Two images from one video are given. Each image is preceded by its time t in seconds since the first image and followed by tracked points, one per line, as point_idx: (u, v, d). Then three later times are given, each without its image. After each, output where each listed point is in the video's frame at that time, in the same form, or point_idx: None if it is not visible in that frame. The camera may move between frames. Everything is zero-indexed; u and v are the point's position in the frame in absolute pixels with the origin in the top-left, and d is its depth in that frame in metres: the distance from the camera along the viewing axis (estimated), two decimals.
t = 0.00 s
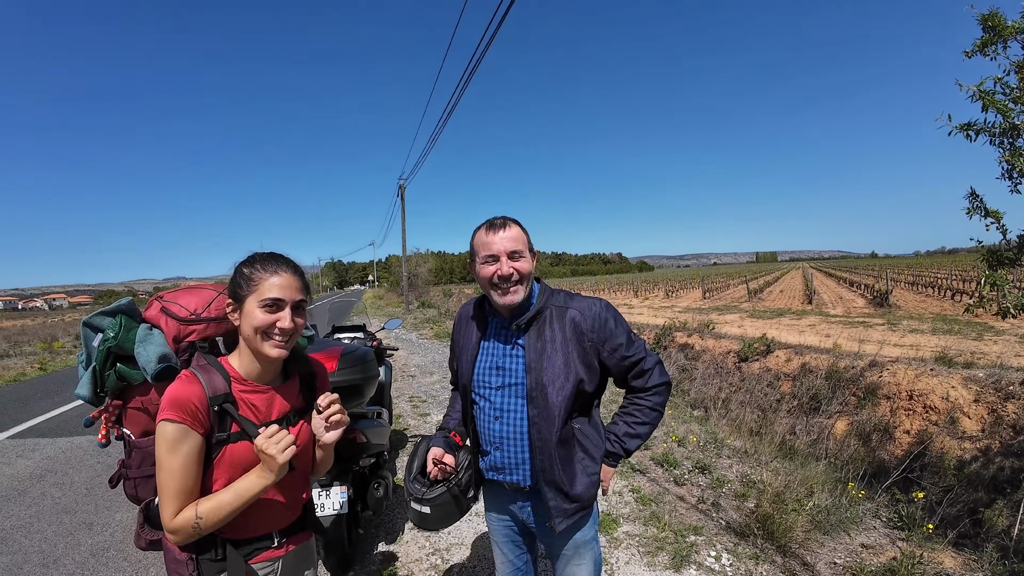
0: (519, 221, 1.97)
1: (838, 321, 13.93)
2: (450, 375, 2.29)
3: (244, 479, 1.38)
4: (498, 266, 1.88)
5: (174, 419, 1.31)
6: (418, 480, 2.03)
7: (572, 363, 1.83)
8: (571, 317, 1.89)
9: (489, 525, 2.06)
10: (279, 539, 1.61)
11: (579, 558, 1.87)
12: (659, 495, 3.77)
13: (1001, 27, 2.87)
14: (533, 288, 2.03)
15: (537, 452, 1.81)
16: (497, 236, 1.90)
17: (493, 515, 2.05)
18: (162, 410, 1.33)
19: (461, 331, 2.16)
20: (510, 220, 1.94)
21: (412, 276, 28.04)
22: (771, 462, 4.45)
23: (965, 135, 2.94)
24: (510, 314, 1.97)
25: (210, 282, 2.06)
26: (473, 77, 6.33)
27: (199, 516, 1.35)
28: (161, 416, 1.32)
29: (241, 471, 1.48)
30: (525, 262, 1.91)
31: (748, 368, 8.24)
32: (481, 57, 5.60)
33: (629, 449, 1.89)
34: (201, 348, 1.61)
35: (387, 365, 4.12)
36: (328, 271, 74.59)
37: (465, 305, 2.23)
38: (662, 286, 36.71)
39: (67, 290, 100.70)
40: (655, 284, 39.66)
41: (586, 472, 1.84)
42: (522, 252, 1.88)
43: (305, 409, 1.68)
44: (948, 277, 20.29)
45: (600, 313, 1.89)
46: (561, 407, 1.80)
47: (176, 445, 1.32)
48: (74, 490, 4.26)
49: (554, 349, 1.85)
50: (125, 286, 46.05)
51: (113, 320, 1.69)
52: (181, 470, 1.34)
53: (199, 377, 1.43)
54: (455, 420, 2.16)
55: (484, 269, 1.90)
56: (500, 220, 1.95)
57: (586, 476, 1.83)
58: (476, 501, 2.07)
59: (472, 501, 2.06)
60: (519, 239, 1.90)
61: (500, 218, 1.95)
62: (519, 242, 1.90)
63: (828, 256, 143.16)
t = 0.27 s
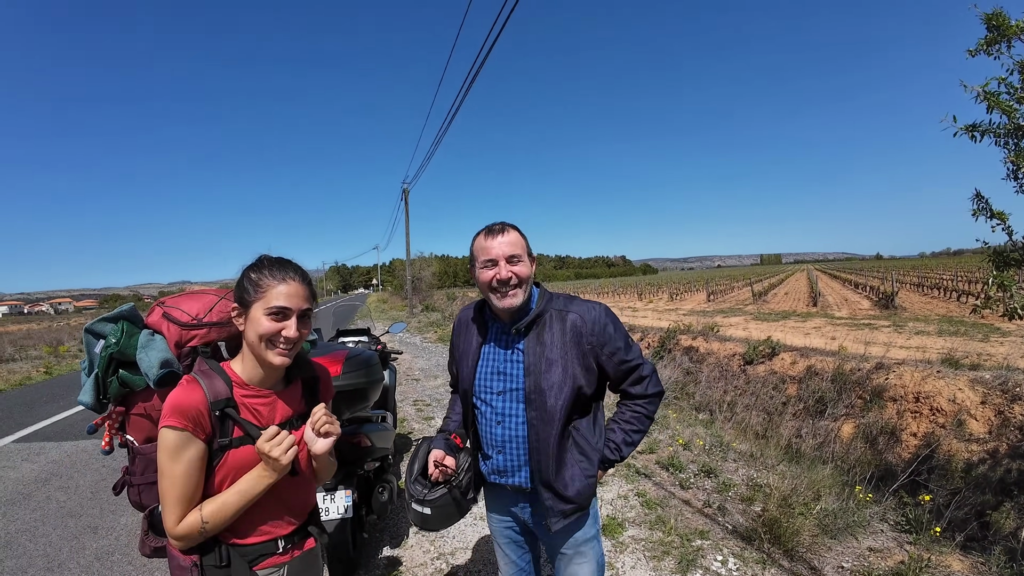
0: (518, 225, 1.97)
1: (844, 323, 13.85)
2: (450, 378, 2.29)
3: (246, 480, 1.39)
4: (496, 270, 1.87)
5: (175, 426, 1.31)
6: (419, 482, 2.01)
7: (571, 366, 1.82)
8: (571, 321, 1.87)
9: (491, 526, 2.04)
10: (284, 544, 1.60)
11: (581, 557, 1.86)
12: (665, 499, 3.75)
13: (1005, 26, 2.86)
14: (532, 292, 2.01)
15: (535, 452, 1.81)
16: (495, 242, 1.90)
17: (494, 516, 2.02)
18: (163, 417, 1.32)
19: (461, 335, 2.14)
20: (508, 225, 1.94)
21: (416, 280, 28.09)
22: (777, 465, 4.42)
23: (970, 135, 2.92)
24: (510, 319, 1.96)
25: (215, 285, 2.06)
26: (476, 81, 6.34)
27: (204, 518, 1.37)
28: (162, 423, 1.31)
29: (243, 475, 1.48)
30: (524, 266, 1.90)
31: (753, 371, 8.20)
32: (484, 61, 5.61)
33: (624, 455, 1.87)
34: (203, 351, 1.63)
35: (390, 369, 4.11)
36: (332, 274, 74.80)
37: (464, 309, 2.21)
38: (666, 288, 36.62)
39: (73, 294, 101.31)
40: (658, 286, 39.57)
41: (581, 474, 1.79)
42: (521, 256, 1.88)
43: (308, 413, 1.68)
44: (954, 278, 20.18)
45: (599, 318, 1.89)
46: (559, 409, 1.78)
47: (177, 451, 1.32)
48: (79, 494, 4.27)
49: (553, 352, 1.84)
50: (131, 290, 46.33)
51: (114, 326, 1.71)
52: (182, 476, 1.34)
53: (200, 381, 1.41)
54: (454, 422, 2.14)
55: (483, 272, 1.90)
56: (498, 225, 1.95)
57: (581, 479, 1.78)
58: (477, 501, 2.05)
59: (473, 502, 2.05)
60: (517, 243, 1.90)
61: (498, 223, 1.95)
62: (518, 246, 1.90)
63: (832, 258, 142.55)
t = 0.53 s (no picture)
0: (521, 231, 1.97)
1: (848, 326, 13.81)
2: (456, 385, 2.30)
3: (245, 488, 1.39)
4: (501, 278, 1.87)
5: (174, 435, 1.31)
6: (426, 490, 2.00)
7: (581, 374, 1.81)
8: (578, 327, 1.86)
9: (497, 533, 2.02)
10: (284, 549, 1.60)
11: (591, 559, 1.86)
12: (668, 503, 3.73)
13: (1006, 28, 2.85)
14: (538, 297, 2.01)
15: (549, 461, 1.78)
16: (499, 248, 1.90)
17: (501, 522, 2.01)
18: (162, 426, 1.32)
19: (465, 341, 2.14)
20: (511, 231, 1.93)
21: (418, 283, 28.12)
22: (782, 469, 4.39)
23: (972, 137, 2.91)
24: (517, 326, 1.94)
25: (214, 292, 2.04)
26: (478, 85, 6.35)
27: (202, 528, 1.36)
28: (161, 432, 1.31)
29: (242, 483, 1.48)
30: (529, 272, 1.90)
31: (757, 374, 8.17)
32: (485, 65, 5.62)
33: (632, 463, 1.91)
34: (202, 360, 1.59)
35: (393, 373, 4.11)
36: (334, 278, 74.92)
37: (467, 317, 2.21)
38: (669, 291, 36.57)
39: (77, 298, 101.71)
40: (661, 289, 39.51)
41: (597, 480, 1.80)
42: (525, 262, 1.88)
43: (306, 419, 1.68)
44: (958, 280, 20.10)
45: (607, 325, 1.89)
46: (570, 416, 1.78)
47: (176, 460, 1.31)
48: (83, 498, 4.28)
49: (563, 360, 1.83)
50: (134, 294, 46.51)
51: (113, 332, 1.68)
52: (181, 485, 1.34)
53: (199, 390, 1.41)
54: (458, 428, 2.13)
55: (489, 280, 1.89)
56: (501, 231, 1.94)
57: (598, 484, 1.80)
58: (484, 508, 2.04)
59: (480, 508, 2.04)
60: (521, 249, 1.89)
61: (500, 229, 1.95)
62: (521, 253, 1.89)
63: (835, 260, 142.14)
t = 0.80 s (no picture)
0: (532, 234, 1.97)
1: (850, 328, 13.76)
2: (460, 389, 2.29)
3: (240, 496, 1.39)
4: (512, 281, 1.87)
5: (170, 444, 1.31)
6: (432, 497, 2.00)
7: (587, 382, 1.81)
8: (586, 333, 1.87)
9: (502, 539, 2.02)
10: (281, 555, 1.60)
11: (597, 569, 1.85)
12: (669, 507, 3.72)
13: (1006, 31, 2.84)
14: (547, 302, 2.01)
15: (555, 469, 1.79)
16: (509, 252, 1.91)
17: (506, 529, 2.00)
18: (160, 435, 1.32)
19: (472, 346, 2.13)
20: (522, 235, 1.94)
21: (420, 286, 28.16)
22: (783, 473, 4.38)
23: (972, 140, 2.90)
24: (526, 332, 1.96)
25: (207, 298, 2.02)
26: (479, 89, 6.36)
27: (198, 535, 1.36)
28: (159, 441, 1.31)
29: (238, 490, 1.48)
30: (539, 275, 1.91)
31: (758, 377, 8.15)
32: (486, 69, 5.64)
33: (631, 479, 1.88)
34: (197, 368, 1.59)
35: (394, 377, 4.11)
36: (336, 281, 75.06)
37: (473, 320, 2.20)
38: (671, 294, 36.53)
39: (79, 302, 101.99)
40: (663, 292, 39.47)
41: (601, 490, 1.80)
42: (536, 266, 1.89)
43: (302, 426, 1.69)
44: (961, 282, 20.06)
45: (614, 332, 1.88)
46: (578, 425, 1.77)
47: (172, 469, 1.31)
48: (84, 502, 4.27)
49: (571, 367, 1.82)
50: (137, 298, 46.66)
51: (106, 341, 1.65)
52: (177, 494, 1.33)
53: (195, 398, 1.41)
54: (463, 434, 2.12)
55: (498, 283, 1.89)
56: (512, 234, 1.95)
57: (602, 494, 1.80)
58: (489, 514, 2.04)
59: (485, 515, 2.03)
60: (532, 252, 1.91)
61: (512, 232, 1.95)
62: (533, 256, 1.91)
63: (837, 261, 141.85)
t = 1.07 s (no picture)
0: (534, 237, 2.00)
1: (851, 330, 13.75)
2: (464, 393, 2.29)
3: (237, 499, 1.39)
4: (516, 284, 1.89)
5: (166, 448, 1.30)
6: (437, 502, 2.00)
7: (588, 388, 1.81)
8: (589, 338, 1.87)
9: (506, 543, 2.02)
10: (278, 557, 1.60)
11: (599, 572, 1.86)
12: (669, 510, 3.71)
13: (1005, 33, 2.85)
14: (551, 306, 2.02)
15: (556, 475, 1.79)
16: (513, 255, 1.94)
17: (511, 533, 2.00)
18: (155, 439, 1.32)
19: (475, 348, 2.14)
20: (524, 238, 1.97)
21: (421, 289, 28.18)
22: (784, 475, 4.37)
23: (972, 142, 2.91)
24: (530, 336, 1.95)
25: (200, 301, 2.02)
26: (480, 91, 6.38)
27: (195, 538, 1.36)
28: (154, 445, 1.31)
29: (234, 492, 1.48)
30: (544, 278, 1.93)
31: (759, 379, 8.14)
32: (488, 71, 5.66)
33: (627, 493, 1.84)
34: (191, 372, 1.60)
35: (394, 380, 4.11)
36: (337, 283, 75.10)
37: (477, 325, 2.21)
38: (671, 296, 36.51)
39: (80, 304, 102.09)
40: (664, 294, 39.45)
41: (599, 497, 1.80)
42: (540, 268, 1.92)
43: (296, 428, 1.69)
44: (962, 283, 20.04)
45: (617, 337, 1.89)
46: (581, 431, 1.78)
47: (168, 473, 1.31)
48: (85, 504, 4.27)
49: (574, 372, 1.83)
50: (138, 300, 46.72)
51: (98, 347, 1.62)
52: (173, 498, 1.33)
53: (190, 401, 1.41)
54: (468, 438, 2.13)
55: (503, 287, 1.91)
56: (514, 238, 1.98)
57: (600, 501, 1.79)
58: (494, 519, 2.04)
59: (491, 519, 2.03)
60: (535, 255, 1.94)
61: (514, 235, 1.98)
62: (536, 258, 1.94)
63: (838, 263, 141.76)
